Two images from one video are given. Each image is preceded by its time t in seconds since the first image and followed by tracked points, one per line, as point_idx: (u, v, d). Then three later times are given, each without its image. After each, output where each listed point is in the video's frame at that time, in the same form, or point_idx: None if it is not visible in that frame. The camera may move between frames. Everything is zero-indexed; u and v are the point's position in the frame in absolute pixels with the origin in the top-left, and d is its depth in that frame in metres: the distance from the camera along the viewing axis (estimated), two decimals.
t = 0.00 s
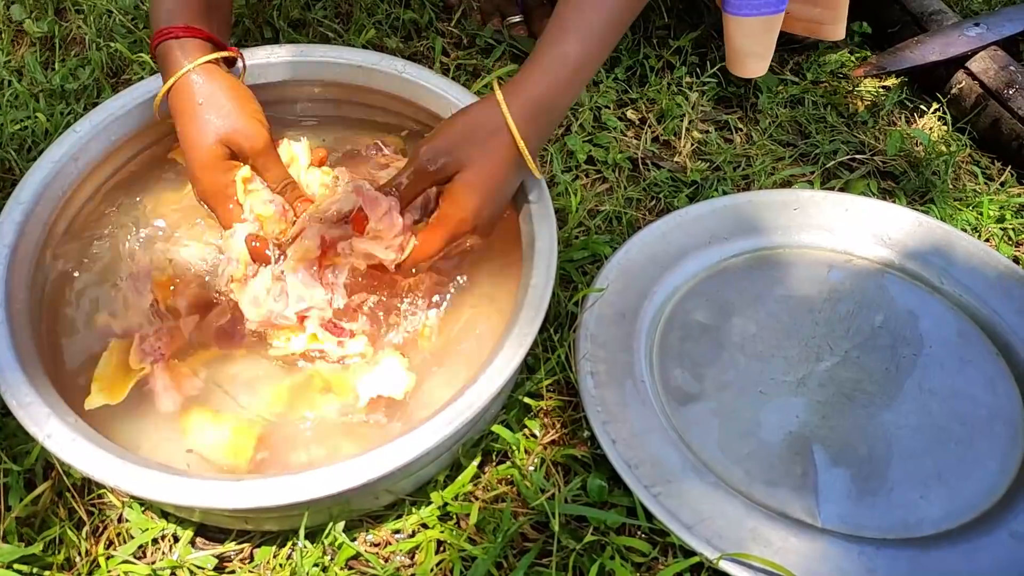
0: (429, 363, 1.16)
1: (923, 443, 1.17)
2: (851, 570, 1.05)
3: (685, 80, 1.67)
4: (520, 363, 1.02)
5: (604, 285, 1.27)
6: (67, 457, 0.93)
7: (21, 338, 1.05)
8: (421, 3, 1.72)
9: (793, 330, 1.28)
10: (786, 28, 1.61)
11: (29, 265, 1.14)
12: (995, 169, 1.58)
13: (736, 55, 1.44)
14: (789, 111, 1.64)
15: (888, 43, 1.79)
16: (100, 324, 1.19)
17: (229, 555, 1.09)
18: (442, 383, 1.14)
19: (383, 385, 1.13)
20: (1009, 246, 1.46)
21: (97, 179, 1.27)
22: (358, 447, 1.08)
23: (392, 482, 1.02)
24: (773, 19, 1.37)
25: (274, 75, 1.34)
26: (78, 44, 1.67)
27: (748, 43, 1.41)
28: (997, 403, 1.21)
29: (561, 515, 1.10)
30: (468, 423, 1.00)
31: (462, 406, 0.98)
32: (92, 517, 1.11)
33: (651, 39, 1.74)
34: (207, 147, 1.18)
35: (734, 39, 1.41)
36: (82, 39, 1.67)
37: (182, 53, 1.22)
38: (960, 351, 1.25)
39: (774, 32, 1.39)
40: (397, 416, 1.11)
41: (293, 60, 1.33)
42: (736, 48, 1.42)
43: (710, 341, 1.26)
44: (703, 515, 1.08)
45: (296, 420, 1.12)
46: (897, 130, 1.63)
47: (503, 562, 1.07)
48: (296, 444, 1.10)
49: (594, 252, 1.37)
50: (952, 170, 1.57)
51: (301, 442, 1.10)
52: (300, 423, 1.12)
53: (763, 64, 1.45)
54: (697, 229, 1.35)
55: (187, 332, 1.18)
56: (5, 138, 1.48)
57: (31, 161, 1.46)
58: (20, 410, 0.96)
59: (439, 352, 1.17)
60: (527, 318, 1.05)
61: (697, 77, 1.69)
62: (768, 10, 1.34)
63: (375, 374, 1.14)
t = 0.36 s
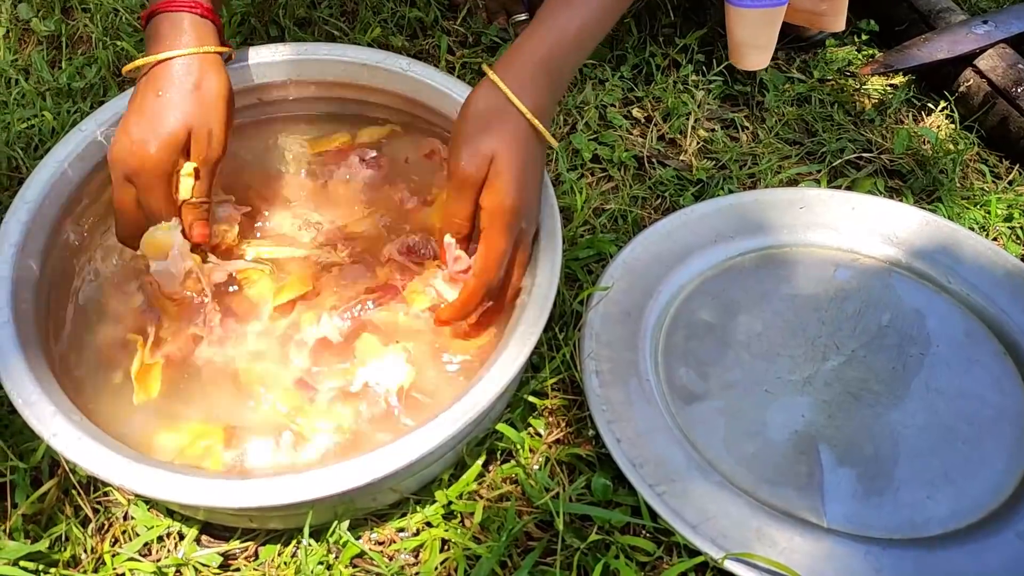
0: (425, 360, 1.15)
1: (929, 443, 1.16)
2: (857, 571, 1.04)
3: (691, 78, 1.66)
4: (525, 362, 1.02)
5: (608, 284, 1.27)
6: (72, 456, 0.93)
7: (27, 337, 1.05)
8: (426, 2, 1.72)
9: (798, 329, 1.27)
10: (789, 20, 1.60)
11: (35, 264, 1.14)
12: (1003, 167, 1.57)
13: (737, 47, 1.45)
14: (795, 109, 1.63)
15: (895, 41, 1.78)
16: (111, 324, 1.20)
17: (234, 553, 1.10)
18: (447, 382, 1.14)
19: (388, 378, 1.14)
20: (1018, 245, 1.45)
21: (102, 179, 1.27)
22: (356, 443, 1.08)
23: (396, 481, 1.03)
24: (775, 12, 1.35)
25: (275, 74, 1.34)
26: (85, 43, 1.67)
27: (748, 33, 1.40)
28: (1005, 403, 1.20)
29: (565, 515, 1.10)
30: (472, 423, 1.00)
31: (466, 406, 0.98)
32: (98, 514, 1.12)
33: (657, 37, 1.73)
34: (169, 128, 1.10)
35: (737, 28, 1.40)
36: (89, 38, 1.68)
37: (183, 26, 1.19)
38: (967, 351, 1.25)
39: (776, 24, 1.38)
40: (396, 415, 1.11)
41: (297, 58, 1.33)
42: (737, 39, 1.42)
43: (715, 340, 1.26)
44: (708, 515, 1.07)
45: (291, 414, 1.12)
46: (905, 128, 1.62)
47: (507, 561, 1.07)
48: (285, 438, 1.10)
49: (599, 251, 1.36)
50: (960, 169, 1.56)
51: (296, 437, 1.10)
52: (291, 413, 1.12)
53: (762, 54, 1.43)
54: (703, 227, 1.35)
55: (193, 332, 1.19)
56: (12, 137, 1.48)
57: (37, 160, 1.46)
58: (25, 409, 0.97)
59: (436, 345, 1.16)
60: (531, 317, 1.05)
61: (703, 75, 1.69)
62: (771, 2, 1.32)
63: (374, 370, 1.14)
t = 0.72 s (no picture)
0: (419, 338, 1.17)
1: (925, 444, 1.16)
2: (853, 572, 1.05)
3: (688, 79, 1.66)
4: (522, 363, 1.02)
5: (605, 285, 1.27)
6: (67, 456, 0.93)
7: (22, 337, 1.05)
8: (423, 2, 1.72)
9: (795, 330, 1.27)
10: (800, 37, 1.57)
11: (30, 263, 1.14)
12: (998, 169, 1.58)
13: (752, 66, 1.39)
14: (791, 110, 1.64)
15: (890, 43, 1.79)
16: (107, 324, 1.19)
17: (229, 554, 1.09)
18: (442, 383, 1.14)
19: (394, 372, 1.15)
20: (1012, 247, 1.46)
21: (97, 178, 1.26)
22: (352, 442, 1.08)
23: (393, 481, 1.02)
24: (791, 28, 1.31)
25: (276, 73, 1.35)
26: (80, 43, 1.67)
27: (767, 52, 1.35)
28: (1000, 404, 1.20)
29: (562, 516, 1.10)
30: (468, 424, 1.00)
31: (463, 406, 0.97)
32: (92, 515, 1.11)
33: (653, 38, 1.73)
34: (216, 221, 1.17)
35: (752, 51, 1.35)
36: (83, 37, 1.67)
37: (216, 114, 1.22)
38: (962, 352, 1.25)
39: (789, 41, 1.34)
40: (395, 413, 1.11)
41: (297, 58, 1.33)
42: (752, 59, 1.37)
43: (711, 341, 1.26)
44: (704, 516, 1.07)
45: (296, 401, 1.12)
46: (900, 130, 1.62)
47: (503, 562, 1.07)
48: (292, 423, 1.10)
49: (595, 252, 1.36)
50: (955, 171, 1.56)
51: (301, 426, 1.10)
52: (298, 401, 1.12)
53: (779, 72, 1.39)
54: (699, 229, 1.35)
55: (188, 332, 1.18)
56: (6, 136, 1.47)
57: (32, 159, 1.45)
58: (20, 409, 0.96)
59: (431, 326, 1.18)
60: (528, 318, 1.05)
61: (699, 77, 1.69)
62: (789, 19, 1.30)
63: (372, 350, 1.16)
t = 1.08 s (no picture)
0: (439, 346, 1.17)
1: (930, 445, 1.16)
2: (859, 573, 1.04)
3: (692, 79, 1.66)
4: (528, 363, 1.01)
5: (610, 285, 1.27)
6: (72, 456, 0.93)
7: (27, 338, 1.05)
8: (427, 2, 1.72)
9: (800, 331, 1.27)
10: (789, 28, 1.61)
11: (35, 264, 1.14)
12: (1003, 169, 1.58)
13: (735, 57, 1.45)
14: (796, 110, 1.63)
15: (895, 43, 1.79)
16: (112, 324, 1.19)
17: (235, 554, 1.10)
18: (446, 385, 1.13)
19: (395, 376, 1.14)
20: (1018, 247, 1.45)
21: (102, 178, 1.26)
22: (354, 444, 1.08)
23: (397, 482, 1.02)
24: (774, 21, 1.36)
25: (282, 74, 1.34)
26: (84, 42, 1.67)
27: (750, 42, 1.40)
28: (1006, 405, 1.20)
29: (567, 516, 1.10)
30: (474, 424, 1.00)
31: (469, 406, 0.97)
32: (98, 515, 1.11)
33: (658, 38, 1.73)
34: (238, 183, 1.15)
35: (735, 41, 1.41)
36: (88, 37, 1.67)
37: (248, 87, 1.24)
38: (968, 353, 1.25)
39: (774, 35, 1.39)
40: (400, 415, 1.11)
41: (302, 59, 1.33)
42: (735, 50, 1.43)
43: (716, 341, 1.26)
44: (710, 517, 1.07)
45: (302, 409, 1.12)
46: (905, 130, 1.62)
47: (509, 562, 1.07)
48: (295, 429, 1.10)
49: (600, 252, 1.36)
50: (960, 171, 1.56)
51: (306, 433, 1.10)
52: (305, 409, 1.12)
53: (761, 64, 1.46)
54: (704, 228, 1.35)
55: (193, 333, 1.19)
56: (11, 136, 1.48)
57: (37, 159, 1.45)
58: (26, 409, 0.96)
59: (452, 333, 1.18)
60: (534, 318, 1.05)
61: (704, 77, 1.69)
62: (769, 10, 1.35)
63: (376, 350, 1.14)
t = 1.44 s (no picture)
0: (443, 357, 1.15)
1: (931, 445, 1.16)
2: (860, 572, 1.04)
3: (693, 78, 1.66)
4: (529, 361, 1.01)
5: (611, 285, 1.27)
6: (74, 457, 0.93)
7: (29, 338, 1.05)
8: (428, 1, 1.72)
9: (801, 331, 1.27)
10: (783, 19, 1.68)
11: (36, 264, 1.14)
12: (1004, 169, 1.57)
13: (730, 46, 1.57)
14: (797, 110, 1.63)
15: (896, 43, 1.79)
16: (114, 324, 1.19)
17: (236, 553, 1.10)
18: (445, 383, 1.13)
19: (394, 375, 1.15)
20: (1019, 247, 1.45)
21: (103, 178, 1.27)
22: (355, 444, 1.08)
23: (399, 481, 1.03)
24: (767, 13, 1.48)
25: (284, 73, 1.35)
26: (85, 41, 1.67)
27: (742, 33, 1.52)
28: (1007, 405, 1.20)
29: (568, 516, 1.10)
30: (475, 423, 1.00)
31: (470, 406, 0.97)
32: (99, 514, 1.11)
33: (658, 37, 1.73)
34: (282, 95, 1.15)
35: (729, 32, 1.54)
36: (89, 36, 1.67)
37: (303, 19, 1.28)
38: (969, 352, 1.25)
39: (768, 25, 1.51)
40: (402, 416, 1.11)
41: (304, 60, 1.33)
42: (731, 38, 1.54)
43: (717, 341, 1.26)
44: (711, 516, 1.07)
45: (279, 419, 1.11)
46: (906, 130, 1.62)
47: (509, 562, 1.07)
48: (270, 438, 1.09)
49: (601, 251, 1.36)
50: (961, 171, 1.56)
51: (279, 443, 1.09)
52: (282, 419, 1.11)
53: (757, 55, 1.56)
54: (704, 228, 1.34)
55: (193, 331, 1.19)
56: (12, 135, 1.48)
57: (38, 158, 1.45)
58: (27, 409, 0.96)
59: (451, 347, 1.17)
60: (535, 317, 1.05)
61: (705, 76, 1.69)
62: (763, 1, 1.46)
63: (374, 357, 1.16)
